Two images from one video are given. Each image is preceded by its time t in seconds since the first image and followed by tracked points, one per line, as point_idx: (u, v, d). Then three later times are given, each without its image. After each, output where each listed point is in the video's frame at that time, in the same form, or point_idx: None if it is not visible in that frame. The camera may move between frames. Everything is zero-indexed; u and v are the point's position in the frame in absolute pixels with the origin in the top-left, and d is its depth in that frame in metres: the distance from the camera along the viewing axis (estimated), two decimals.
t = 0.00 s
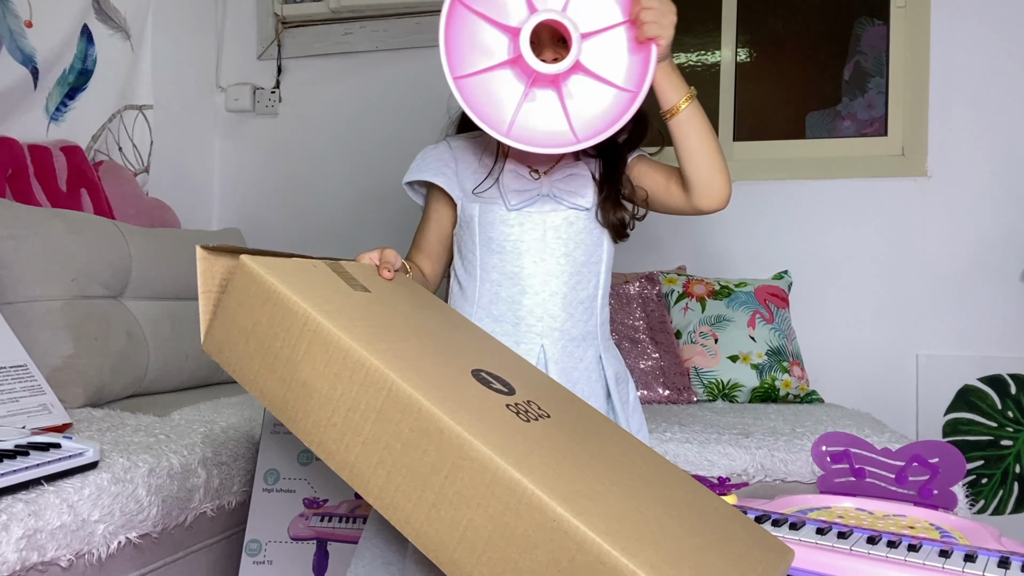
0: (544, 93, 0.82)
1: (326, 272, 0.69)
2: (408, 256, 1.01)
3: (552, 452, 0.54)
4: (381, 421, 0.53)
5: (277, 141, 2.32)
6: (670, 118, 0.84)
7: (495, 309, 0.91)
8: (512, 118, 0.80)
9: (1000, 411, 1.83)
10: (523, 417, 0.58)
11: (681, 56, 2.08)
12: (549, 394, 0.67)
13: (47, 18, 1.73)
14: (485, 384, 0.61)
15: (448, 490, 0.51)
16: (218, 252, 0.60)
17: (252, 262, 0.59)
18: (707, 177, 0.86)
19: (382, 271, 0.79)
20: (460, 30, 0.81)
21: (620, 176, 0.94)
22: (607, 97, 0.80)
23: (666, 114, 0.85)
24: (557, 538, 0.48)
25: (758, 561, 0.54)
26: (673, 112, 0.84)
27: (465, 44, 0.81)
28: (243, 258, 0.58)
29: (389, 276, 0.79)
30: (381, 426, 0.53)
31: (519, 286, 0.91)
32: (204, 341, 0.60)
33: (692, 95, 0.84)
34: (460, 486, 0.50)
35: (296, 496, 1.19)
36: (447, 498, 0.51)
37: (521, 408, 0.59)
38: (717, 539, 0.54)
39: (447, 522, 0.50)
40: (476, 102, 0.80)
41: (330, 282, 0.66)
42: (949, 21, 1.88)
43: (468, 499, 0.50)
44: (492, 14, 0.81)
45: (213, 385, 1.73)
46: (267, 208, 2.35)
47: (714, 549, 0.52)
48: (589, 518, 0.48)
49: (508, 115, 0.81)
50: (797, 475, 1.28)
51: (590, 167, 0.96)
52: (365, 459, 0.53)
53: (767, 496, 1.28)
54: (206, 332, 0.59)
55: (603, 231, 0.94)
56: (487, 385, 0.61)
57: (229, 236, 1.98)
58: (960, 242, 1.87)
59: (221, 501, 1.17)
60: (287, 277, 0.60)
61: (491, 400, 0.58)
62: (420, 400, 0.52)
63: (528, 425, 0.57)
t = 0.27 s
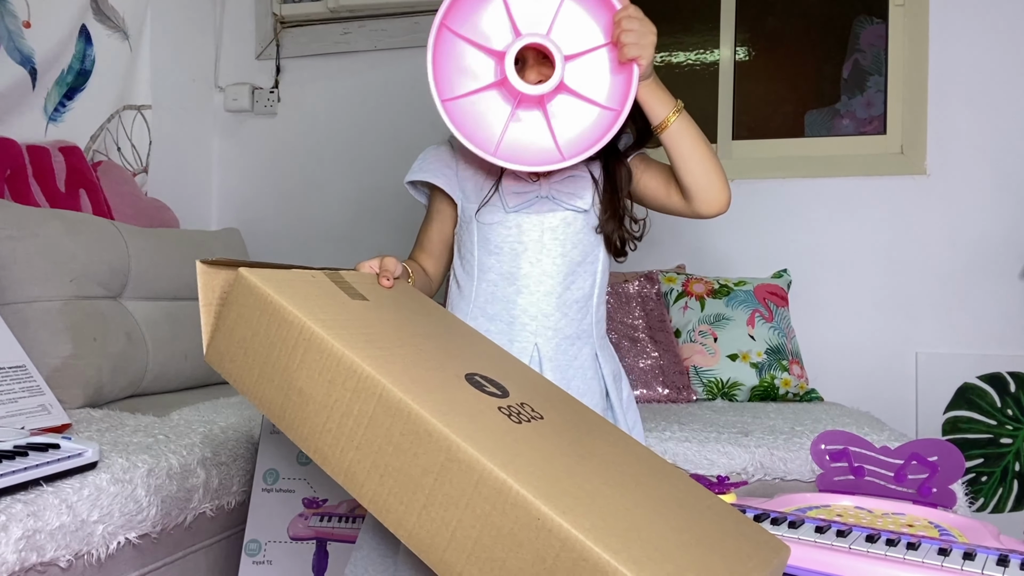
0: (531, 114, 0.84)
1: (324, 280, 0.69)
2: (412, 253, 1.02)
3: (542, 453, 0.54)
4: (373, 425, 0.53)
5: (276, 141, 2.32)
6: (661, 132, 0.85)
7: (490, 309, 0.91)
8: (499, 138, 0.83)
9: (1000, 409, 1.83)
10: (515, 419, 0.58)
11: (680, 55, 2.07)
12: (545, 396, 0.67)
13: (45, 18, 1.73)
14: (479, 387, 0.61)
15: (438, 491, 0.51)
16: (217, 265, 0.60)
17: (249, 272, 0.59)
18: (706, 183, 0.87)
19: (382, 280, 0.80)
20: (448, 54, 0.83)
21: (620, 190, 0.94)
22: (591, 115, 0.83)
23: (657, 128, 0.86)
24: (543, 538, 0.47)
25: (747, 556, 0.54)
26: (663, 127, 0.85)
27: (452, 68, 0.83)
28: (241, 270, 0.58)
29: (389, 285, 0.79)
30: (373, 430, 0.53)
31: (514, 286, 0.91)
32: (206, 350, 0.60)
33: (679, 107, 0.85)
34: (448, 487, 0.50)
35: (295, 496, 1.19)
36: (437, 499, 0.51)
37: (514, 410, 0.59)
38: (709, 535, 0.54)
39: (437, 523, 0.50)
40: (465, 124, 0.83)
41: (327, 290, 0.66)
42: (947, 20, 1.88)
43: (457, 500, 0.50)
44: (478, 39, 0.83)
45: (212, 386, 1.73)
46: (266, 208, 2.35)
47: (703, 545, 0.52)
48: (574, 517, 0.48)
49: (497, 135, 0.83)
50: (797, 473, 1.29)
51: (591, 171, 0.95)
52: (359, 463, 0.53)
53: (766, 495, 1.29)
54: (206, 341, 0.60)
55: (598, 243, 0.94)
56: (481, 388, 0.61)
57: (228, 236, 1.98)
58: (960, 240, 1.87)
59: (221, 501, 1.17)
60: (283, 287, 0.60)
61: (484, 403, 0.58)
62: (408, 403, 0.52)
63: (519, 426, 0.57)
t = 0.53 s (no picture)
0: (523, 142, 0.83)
1: (322, 292, 0.69)
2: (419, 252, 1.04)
3: (532, 454, 0.54)
4: (365, 432, 0.53)
5: (275, 141, 2.32)
6: (658, 149, 0.85)
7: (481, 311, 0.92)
8: (491, 169, 0.83)
9: (1000, 408, 1.83)
10: (506, 422, 0.58)
11: (679, 54, 2.07)
12: (540, 399, 0.67)
13: (44, 18, 1.72)
14: (471, 392, 0.60)
15: (428, 494, 0.50)
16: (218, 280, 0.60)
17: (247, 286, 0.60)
18: (708, 196, 0.86)
19: (381, 291, 0.79)
20: (435, 88, 0.83)
21: (621, 206, 0.94)
22: (583, 140, 0.82)
23: (655, 146, 0.85)
24: (531, 538, 0.47)
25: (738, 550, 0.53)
26: (661, 144, 0.84)
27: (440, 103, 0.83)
28: (238, 284, 0.59)
29: (388, 297, 0.79)
30: (365, 436, 0.53)
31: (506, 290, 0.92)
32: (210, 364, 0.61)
33: (675, 122, 0.84)
34: (438, 489, 0.50)
35: (295, 495, 1.19)
36: (427, 502, 0.50)
37: (505, 413, 0.59)
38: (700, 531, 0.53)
39: (427, 526, 0.50)
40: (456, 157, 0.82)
41: (324, 301, 0.67)
42: (946, 18, 1.87)
43: (445, 503, 0.50)
44: (464, 71, 0.83)
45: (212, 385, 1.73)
46: (266, 208, 2.35)
47: (693, 541, 0.51)
48: (558, 516, 0.47)
49: (489, 166, 0.83)
50: (797, 472, 1.29)
51: (593, 181, 0.95)
52: (353, 469, 0.53)
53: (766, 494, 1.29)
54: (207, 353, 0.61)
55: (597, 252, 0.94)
56: (474, 392, 0.61)
57: (228, 236, 1.98)
58: (959, 239, 1.87)
59: (220, 501, 1.17)
60: (281, 299, 0.60)
61: (477, 407, 0.58)
62: (396, 408, 0.52)
63: (509, 429, 0.56)
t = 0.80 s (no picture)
0: (509, 146, 0.84)
1: (314, 302, 0.70)
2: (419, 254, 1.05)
3: (522, 456, 0.54)
4: (356, 438, 0.53)
5: (274, 141, 2.32)
6: (654, 160, 0.84)
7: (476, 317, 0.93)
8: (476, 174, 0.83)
9: (1000, 407, 1.83)
10: (497, 425, 0.58)
11: (679, 54, 2.08)
12: (532, 403, 0.67)
13: (43, 18, 1.72)
14: (462, 397, 0.60)
15: (420, 497, 0.50)
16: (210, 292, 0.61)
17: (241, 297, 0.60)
18: (703, 206, 0.86)
19: (371, 299, 0.79)
20: (424, 85, 0.83)
21: (616, 214, 0.94)
22: (570, 150, 0.82)
23: (651, 157, 0.84)
24: (520, 539, 0.47)
25: (729, 544, 0.53)
26: (657, 155, 0.84)
27: (428, 100, 0.83)
28: (231, 295, 0.59)
29: (378, 304, 0.79)
30: (356, 442, 0.53)
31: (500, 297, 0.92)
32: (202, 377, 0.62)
33: (670, 133, 0.83)
34: (428, 492, 0.50)
35: (294, 496, 1.19)
36: (418, 506, 0.50)
37: (496, 417, 0.59)
38: (690, 528, 0.53)
39: (419, 530, 0.50)
40: (440, 158, 0.83)
41: (315, 311, 0.67)
42: (946, 17, 1.87)
43: (437, 506, 0.50)
44: (454, 73, 0.82)
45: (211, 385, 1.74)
46: (265, 208, 2.35)
47: (683, 539, 0.51)
48: (547, 515, 0.47)
49: (473, 169, 0.83)
50: (796, 471, 1.28)
51: (588, 187, 0.95)
52: (345, 475, 0.53)
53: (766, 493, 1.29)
54: (202, 364, 0.61)
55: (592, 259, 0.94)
56: (465, 396, 0.61)
57: (228, 235, 1.98)
58: (959, 238, 1.87)
59: (220, 501, 1.17)
60: (273, 310, 0.61)
61: (467, 411, 0.58)
62: (386, 413, 0.52)
63: (499, 432, 0.56)
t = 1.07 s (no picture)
0: (496, 155, 0.84)
1: (309, 314, 0.70)
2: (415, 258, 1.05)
3: (516, 461, 0.54)
4: (351, 448, 0.53)
5: (274, 140, 2.32)
6: (645, 170, 0.84)
7: (472, 322, 0.93)
8: (464, 184, 0.83)
9: (1000, 407, 1.83)
10: (492, 431, 0.58)
11: (678, 53, 2.08)
12: (528, 408, 0.67)
13: (42, 18, 1.72)
14: (457, 403, 0.60)
15: (416, 502, 0.50)
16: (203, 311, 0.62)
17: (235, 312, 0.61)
18: (694, 216, 0.86)
19: (367, 310, 0.79)
20: (410, 93, 0.82)
21: (605, 224, 0.94)
22: (557, 161, 0.82)
23: (641, 167, 0.84)
24: (516, 543, 0.46)
25: (726, 543, 0.53)
26: (647, 166, 0.83)
27: (414, 109, 0.83)
28: (225, 312, 0.60)
29: (375, 314, 0.79)
30: (352, 451, 0.53)
31: (495, 302, 0.93)
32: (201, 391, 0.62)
33: (660, 142, 0.83)
34: (424, 498, 0.50)
35: (294, 495, 1.19)
36: (414, 512, 0.50)
37: (491, 423, 0.59)
38: (686, 528, 0.53)
39: (415, 536, 0.50)
40: (426, 166, 0.83)
41: (309, 322, 0.67)
42: (947, 16, 1.87)
43: (432, 511, 0.49)
44: (441, 82, 0.82)
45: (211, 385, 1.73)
46: (265, 208, 2.35)
47: (679, 540, 0.51)
48: (541, 517, 0.47)
49: (460, 178, 0.84)
50: (796, 471, 1.28)
51: (582, 194, 0.95)
52: (342, 484, 0.53)
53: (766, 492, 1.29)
54: (199, 378, 0.62)
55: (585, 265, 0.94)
56: (460, 403, 0.61)
57: (228, 235, 1.98)
58: (958, 237, 1.87)
59: (220, 501, 1.17)
60: (268, 323, 0.61)
61: (463, 417, 0.58)
62: (381, 421, 0.52)
63: (494, 438, 0.56)
